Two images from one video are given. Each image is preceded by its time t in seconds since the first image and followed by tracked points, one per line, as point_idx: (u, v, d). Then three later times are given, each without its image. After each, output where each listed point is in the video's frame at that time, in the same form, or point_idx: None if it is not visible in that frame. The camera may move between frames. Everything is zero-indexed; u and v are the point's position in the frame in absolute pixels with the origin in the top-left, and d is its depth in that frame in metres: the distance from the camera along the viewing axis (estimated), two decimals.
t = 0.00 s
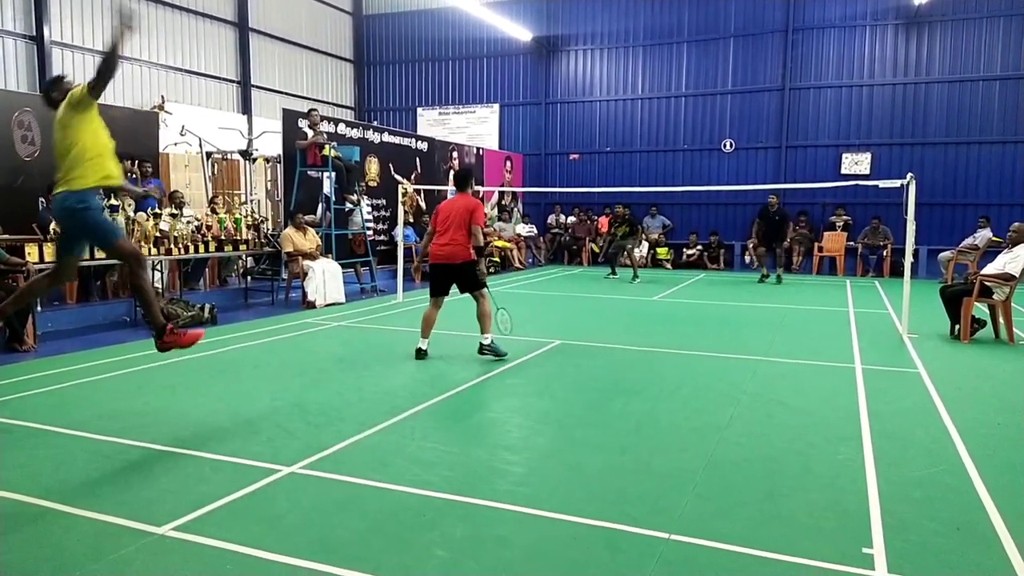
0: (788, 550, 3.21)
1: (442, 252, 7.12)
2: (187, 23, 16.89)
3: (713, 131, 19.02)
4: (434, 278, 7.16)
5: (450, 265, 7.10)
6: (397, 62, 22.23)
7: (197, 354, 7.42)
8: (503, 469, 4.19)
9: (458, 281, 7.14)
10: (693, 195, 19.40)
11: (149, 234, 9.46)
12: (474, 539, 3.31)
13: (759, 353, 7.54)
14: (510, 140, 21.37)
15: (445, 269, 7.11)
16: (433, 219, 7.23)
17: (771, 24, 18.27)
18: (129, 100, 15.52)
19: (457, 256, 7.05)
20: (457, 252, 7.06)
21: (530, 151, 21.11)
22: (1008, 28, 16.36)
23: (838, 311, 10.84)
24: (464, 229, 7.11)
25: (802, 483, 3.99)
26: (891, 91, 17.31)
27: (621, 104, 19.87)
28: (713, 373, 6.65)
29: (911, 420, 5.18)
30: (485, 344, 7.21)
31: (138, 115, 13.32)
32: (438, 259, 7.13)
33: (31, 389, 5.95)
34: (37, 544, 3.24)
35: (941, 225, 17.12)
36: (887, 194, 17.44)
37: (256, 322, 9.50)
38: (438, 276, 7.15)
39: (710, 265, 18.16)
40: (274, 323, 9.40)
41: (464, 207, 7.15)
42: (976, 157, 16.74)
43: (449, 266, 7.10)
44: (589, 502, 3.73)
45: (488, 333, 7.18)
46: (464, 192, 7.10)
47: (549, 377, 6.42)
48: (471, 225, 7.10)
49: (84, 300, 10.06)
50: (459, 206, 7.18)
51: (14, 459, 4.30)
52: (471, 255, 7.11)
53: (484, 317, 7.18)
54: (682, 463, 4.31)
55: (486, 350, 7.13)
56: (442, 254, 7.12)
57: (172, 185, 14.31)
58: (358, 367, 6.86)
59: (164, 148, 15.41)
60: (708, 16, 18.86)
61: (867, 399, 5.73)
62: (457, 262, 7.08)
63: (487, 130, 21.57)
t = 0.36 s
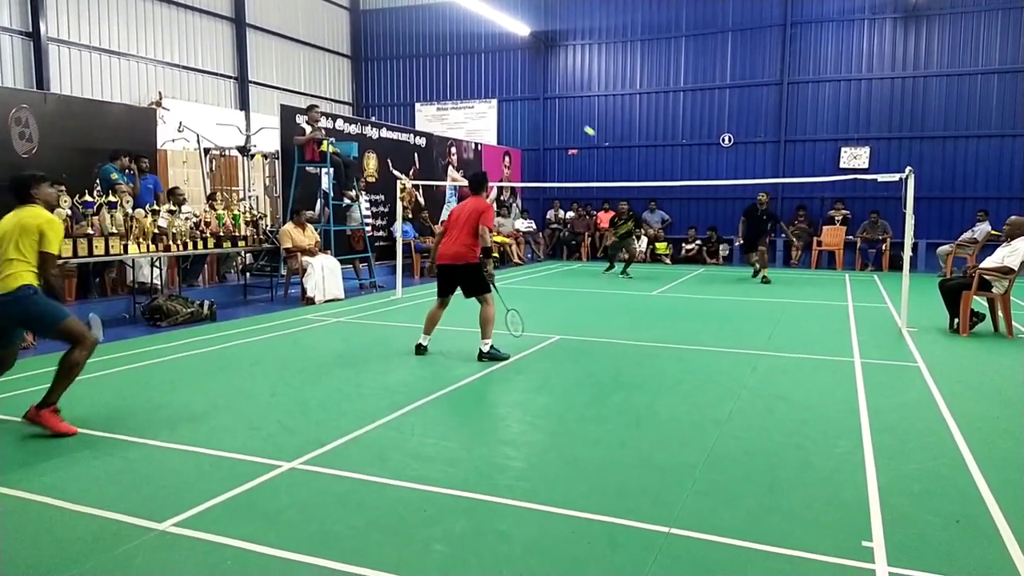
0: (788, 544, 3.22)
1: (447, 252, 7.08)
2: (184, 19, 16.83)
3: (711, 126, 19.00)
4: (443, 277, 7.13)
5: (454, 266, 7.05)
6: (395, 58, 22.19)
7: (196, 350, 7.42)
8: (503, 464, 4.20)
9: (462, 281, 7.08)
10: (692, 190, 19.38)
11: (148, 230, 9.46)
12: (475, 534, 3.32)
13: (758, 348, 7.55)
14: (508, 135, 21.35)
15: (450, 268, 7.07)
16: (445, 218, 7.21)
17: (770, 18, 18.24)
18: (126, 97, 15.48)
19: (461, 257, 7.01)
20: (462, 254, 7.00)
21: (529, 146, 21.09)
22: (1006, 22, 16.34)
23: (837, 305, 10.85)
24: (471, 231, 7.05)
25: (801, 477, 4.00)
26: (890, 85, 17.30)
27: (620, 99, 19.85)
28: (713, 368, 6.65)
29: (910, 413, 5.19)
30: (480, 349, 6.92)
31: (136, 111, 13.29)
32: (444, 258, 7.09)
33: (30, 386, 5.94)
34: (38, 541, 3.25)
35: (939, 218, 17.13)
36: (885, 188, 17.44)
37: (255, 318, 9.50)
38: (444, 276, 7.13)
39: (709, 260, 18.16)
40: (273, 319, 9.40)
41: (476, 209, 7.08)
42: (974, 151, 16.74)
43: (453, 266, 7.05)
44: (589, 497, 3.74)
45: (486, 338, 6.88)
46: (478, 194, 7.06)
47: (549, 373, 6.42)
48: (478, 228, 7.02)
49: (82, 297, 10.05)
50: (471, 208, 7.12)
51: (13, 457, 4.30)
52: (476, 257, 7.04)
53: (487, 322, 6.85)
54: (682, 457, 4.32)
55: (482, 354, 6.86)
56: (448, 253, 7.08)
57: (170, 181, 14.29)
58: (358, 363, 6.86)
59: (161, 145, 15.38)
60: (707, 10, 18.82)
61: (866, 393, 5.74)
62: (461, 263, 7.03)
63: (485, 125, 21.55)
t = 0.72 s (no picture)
0: (789, 543, 3.22)
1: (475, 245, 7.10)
2: (185, 15, 16.81)
3: (713, 124, 18.98)
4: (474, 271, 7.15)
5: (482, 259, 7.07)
6: (396, 55, 22.18)
7: (197, 347, 7.43)
8: (504, 463, 4.20)
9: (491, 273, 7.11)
10: (693, 188, 19.38)
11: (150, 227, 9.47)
12: (475, 532, 3.32)
13: (759, 347, 7.55)
14: (510, 133, 21.34)
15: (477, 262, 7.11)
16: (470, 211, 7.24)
17: (772, 16, 18.21)
18: (127, 94, 15.49)
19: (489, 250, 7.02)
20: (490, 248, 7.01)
21: (530, 144, 21.08)
22: (1009, 20, 16.31)
23: (839, 304, 10.84)
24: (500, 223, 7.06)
25: (802, 476, 4.00)
26: (891, 84, 17.28)
27: (621, 97, 19.83)
28: (714, 366, 6.65)
29: (912, 412, 5.19)
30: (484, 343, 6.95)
31: (137, 108, 13.30)
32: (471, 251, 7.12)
33: (32, 382, 5.95)
34: (39, 538, 3.25)
35: (941, 217, 17.12)
36: (887, 186, 17.42)
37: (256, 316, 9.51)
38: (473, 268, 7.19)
39: (710, 258, 18.14)
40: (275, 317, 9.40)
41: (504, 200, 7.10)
42: (976, 150, 16.73)
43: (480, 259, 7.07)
44: (589, 495, 3.74)
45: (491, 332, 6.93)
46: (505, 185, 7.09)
47: (550, 371, 6.42)
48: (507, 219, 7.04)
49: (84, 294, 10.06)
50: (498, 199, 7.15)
51: (15, 453, 4.31)
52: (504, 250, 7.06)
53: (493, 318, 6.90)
54: (683, 456, 4.32)
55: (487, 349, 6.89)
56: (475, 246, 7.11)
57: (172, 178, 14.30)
58: (359, 360, 6.87)
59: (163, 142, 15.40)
60: (709, 8, 18.78)
61: (867, 392, 5.74)
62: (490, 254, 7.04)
63: (486, 123, 21.54)
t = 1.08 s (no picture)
0: (788, 550, 3.21)
1: (492, 269, 7.48)
2: (187, 18, 16.84)
3: (713, 130, 19.01)
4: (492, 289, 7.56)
5: (500, 283, 7.45)
6: (398, 59, 22.22)
7: (197, 350, 7.43)
8: (503, 467, 4.20)
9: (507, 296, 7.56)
10: (694, 194, 19.39)
11: (149, 229, 9.43)
12: (474, 537, 3.31)
13: (759, 353, 7.55)
14: (511, 138, 21.37)
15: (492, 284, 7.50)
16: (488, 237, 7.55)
17: (773, 23, 18.25)
18: (129, 96, 15.51)
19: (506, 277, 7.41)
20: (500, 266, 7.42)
21: (531, 149, 21.11)
22: (1010, 29, 16.35)
23: (839, 311, 10.84)
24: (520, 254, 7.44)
25: (801, 482, 4.00)
26: (892, 92, 17.31)
27: (623, 103, 19.86)
28: (713, 372, 6.65)
29: (912, 420, 5.18)
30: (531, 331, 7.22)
31: (139, 109, 13.31)
32: (486, 275, 7.51)
33: (31, 384, 5.95)
34: (38, 539, 3.25)
35: (941, 225, 17.12)
36: (887, 194, 17.43)
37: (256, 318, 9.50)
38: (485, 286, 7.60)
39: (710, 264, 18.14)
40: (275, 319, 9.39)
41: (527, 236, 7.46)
42: (976, 158, 16.75)
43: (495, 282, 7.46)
44: (588, 500, 3.74)
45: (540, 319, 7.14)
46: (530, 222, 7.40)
47: (549, 376, 6.42)
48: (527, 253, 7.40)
49: (83, 295, 10.05)
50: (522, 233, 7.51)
51: (14, 454, 4.31)
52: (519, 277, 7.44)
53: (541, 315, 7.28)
54: (682, 462, 4.32)
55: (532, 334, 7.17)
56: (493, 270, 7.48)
57: (173, 180, 14.32)
58: (359, 363, 6.87)
59: (164, 144, 15.42)
60: (711, 14, 18.82)
61: (868, 399, 5.74)
62: (506, 281, 7.43)
63: (488, 128, 21.57)
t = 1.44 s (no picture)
0: (788, 556, 3.20)
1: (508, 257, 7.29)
2: (189, 22, 16.89)
3: (713, 135, 19.03)
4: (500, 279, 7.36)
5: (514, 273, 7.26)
6: (398, 64, 22.26)
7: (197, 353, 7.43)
8: (503, 472, 4.19)
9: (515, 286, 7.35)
10: (694, 199, 19.41)
11: (150, 233, 9.44)
12: (473, 541, 3.31)
13: (760, 358, 7.55)
14: (511, 142, 21.39)
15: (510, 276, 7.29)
16: (496, 226, 7.39)
17: (773, 28, 18.29)
18: (130, 100, 15.54)
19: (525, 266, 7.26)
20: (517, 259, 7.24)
21: (531, 153, 21.13)
22: (1010, 34, 16.37)
23: (839, 316, 10.84)
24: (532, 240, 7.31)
25: (800, 487, 4.00)
26: (892, 97, 17.33)
27: (623, 108, 19.90)
28: (713, 377, 6.65)
29: (912, 426, 5.17)
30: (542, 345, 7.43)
31: (140, 113, 13.34)
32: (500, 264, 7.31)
33: (32, 387, 5.95)
34: (36, 543, 3.24)
35: (941, 230, 17.13)
36: (887, 200, 17.45)
37: (256, 322, 9.51)
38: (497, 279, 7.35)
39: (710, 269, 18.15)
40: (275, 323, 9.39)
41: (534, 217, 7.35)
42: (976, 163, 16.77)
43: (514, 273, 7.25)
44: (587, 505, 3.73)
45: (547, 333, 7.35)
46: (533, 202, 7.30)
47: (549, 381, 6.41)
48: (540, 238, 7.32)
49: (84, 299, 10.05)
50: (525, 214, 7.37)
51: (13, 457, 4.30)
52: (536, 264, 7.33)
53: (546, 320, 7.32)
54: (682, 467, 4.32)
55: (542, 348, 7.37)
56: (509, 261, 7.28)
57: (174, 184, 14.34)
58: (359, 368, 6.87)
59: (165, 148, 15.45)
60: (711, 19, 18.86)
61: (867, 404, 5.73)
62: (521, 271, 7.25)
63: (488, 132, 21.58)
